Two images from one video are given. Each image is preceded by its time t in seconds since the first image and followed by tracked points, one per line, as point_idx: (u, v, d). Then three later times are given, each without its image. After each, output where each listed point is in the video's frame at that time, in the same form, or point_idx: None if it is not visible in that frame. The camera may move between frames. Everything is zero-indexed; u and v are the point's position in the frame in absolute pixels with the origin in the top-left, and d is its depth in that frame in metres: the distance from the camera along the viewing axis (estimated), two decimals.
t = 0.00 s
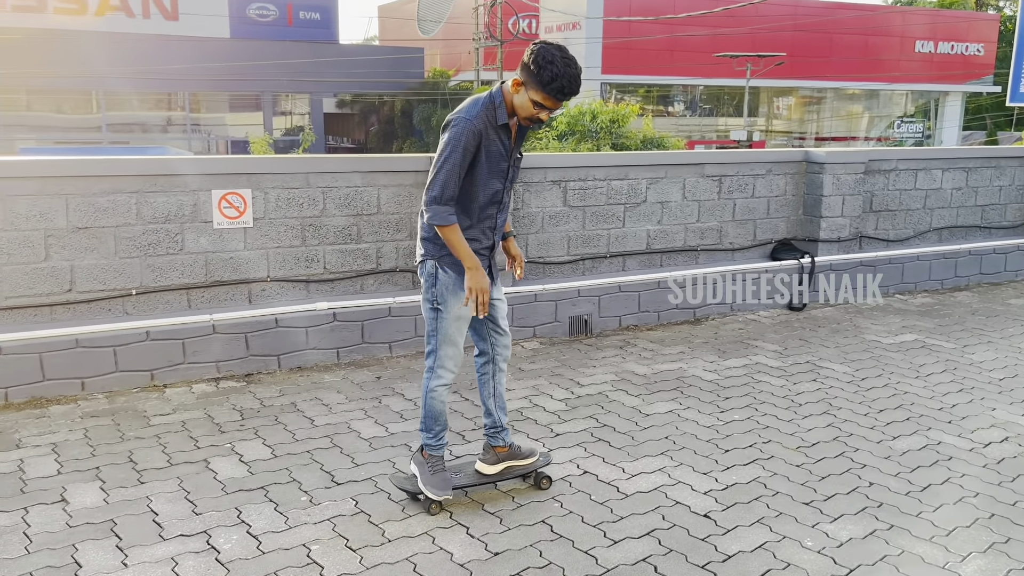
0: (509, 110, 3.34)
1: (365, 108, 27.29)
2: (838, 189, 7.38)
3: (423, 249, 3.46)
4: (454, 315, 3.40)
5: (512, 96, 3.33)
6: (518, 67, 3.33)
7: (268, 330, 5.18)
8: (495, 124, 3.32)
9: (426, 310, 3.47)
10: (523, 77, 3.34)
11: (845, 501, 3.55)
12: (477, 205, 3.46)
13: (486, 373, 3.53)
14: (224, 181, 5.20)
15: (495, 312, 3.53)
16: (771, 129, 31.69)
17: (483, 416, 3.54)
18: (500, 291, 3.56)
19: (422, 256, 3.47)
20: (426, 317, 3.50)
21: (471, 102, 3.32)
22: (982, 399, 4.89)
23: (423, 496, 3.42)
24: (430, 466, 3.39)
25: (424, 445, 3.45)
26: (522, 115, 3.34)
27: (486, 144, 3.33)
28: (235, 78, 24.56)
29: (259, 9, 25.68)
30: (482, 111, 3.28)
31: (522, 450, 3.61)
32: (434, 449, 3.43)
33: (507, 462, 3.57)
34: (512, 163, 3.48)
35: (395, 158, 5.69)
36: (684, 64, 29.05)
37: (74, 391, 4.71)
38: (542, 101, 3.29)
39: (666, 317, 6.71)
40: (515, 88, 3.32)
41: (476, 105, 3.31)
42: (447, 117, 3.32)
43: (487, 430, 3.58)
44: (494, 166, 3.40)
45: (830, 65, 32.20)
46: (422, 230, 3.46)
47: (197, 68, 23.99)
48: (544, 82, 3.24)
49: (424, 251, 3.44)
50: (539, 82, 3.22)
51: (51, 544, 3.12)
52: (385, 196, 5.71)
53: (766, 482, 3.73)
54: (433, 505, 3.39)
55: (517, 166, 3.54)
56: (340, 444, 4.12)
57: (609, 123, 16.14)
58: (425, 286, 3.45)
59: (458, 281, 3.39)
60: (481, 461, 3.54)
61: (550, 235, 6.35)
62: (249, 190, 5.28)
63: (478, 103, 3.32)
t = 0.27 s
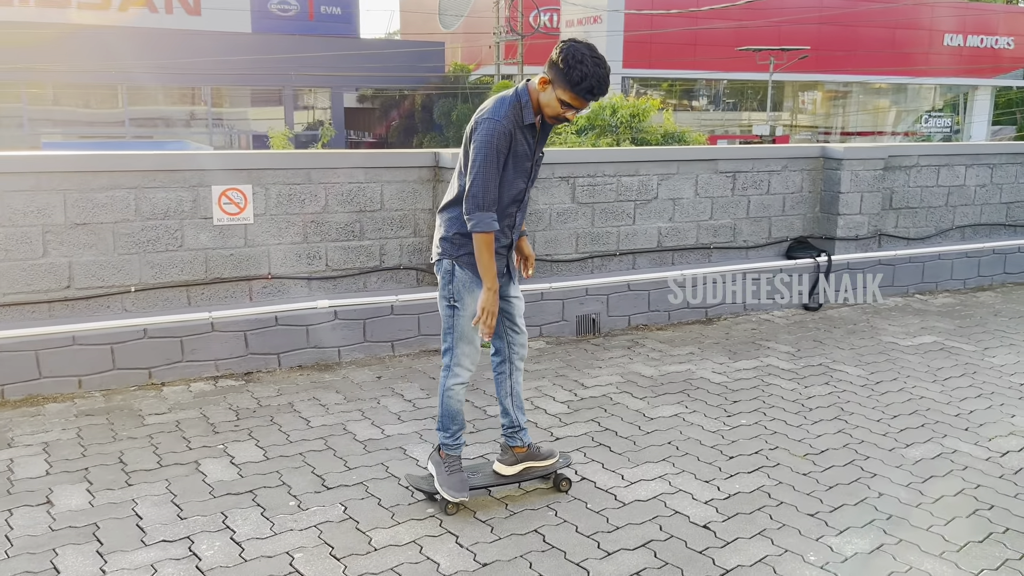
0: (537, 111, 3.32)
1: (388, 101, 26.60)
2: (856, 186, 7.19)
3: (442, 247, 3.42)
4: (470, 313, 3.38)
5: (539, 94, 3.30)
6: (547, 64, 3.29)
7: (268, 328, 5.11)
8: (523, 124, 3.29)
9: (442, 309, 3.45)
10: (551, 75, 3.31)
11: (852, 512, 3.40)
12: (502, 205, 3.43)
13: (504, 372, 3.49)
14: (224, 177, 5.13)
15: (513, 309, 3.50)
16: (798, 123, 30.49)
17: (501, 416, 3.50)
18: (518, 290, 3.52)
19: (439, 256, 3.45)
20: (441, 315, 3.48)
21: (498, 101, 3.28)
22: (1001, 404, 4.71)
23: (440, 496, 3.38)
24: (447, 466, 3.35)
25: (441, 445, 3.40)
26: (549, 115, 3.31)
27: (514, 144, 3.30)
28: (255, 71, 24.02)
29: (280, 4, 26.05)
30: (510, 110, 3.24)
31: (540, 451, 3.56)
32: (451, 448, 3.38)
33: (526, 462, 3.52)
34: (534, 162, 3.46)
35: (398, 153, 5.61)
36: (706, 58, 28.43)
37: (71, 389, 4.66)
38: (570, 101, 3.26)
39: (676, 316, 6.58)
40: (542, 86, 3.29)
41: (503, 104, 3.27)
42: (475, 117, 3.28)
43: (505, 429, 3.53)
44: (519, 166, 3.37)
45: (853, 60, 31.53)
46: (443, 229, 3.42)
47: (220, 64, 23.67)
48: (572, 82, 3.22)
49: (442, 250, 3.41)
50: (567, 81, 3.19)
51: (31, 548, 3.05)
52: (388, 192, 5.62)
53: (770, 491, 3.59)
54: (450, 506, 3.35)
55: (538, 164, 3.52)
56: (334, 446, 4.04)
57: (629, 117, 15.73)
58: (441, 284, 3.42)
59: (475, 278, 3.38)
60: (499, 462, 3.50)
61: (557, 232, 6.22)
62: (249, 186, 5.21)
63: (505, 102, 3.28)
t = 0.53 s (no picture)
0: (548, 95, 3.28)
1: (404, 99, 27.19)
2: (867, 182, 7.04)
3: (455, 247, 3.36)
4: (487, 314, 3.31)
5: (547, 78, 3.28)
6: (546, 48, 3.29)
7: (263, 326, 5.07)
8: (529, 111, 3.25)
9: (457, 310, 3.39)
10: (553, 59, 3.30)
11: (847, 521, 3.30)
12: (509, 197, 3.37)
13: (522, 370, 3.43)
14: (219, 173, 5.09)
15: (530, 308, 3.44)
16: (817, 118, 30.00)
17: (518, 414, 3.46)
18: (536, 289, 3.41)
19: (451, 256, 3.40)
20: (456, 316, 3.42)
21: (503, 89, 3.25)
22: (1010, 409, 4.57)
23: (453, 492, 3.32)
24: (460, 463, 3.33)
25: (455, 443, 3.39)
26: (561, 94, 3.27)
27: (520, 132, 3.25)
28: (267, 66, 23.91)
29: None
30: (517, 97, 3.21)
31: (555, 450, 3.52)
32: (466, 447, 3.37)
33: (541, 460, 3.49)
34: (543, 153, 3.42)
35: (396, 149, 5.54)
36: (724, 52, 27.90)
37: (64, 385, 4.64)
38: (578, 72, 3.23)
39: (680, 315, 6.49)
40: (548, 70, 3.28)
41: (510, 91, 3.24)
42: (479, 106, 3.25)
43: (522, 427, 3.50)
44: (527, 157, 3.33)
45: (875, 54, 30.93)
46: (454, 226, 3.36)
47: (238, 58, 23.66)
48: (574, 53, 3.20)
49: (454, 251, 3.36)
50: (568, 48, 3.17)
51: (7, 550, 3.02)
52: (386, 188, 5.56)
53: (763, 498, 3.49)
54: (462, 502, 3.30)
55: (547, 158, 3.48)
56: (322, 447, 3.98)
57: (646, 112, 15.57)
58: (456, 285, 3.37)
59: (491, 279, 3.31)
60: (514, 459, 3.46)
61: (559, 229, 6.13)
62: (244, 182, 5.16)
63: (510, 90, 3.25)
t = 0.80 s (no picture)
0: (545, 76, 3.26)
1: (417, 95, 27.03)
2: (870, 180, 6.93)
3: (464, 244, 3.37)
4: (497, 311, 3.30)
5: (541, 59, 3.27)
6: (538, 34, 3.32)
7: (252, 324, 5.04)
8: (530, 101, 3.24)
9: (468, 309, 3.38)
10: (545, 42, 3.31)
11: (831, 527, 3.22)
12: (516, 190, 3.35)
13: (531, 369, 3.46)
14: (209, 170, 5.06)
15: (537, 306, 3.48)
16: (832, 113, 29.75)
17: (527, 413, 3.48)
18: (541, 287, 3.47)
19: (461, 254, 3.39)
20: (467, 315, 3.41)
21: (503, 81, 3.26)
22: (1008, 412, 4.47)
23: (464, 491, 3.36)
24: (471, 461, 3.34)
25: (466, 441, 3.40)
26: (557, 70, 3.23)
27: (522, 122, 3.24)
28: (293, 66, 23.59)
29: None
30: (518, 86, 3.20)
31: (566, 447, 3.53)
32: (476, 445, 3.38)
33: (552, 458, 3.50)
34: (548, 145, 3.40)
35: (388, 146, 5.49)
36: (740, 47, 27.33)
37: (51, 383, 4.63)
38: (567, 42, 3.19)
39: (678, 314, 6.41)
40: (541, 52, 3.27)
41: (510, 82, 3.24)
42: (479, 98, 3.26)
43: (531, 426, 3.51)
44: (531, 148, 3.31)
45: (893, 48, 30.42)
46: (461, 223, 3.36)
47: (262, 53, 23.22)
48: (561, 24, 3.19)
49: (464, 248, 3.36)
50: (552, 19, 3.18)
51: None
52: (378, 185, 5.51)
53: (746, 504, 3.42)
54: (473, 500, 3.34)
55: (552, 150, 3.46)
56: (304, 447, 3.94)
57: (657, 108, 15.62)
58: (466, 283, 3.37)
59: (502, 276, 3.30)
60: (525, 457, 3.47)
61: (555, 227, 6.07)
62: (234, 178, 5.12)
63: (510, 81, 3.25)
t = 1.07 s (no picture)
0: (542, 76, 3.35)
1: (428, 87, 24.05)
2: (867, 178, 6.85)
3: (460, 242, 3.39)
4: (491, 308, 3.34)
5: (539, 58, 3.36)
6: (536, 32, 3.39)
7: (237, 324, 5.02)
8: (528, 97, 3.33)
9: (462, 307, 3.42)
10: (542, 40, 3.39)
11: (807, 534, 3.18)
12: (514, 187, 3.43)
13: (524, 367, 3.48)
14: (194, 169, 5.04)
15: (531, 304, 3.49)
16: (844, 109, 28.83)
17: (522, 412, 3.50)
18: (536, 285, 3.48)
19: (456, 252, 3.42)
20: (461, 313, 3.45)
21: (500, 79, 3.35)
22: (999, 416, 4.40)
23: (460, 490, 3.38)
24: (466, 459, 3.37)
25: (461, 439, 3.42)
26: (553, 69, 3.32)
27: (518, 118, 3.32)
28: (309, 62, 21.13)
29: None
30: (514, 85, 3.29)
31: (562, 448, 3.55)
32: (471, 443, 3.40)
33: (547, 458, 3.52)
34: (545, 143, 3.50)
35: (377, 145, 5.45)
36: (750, 43, 27.08)
37: (34, 382, 4.63)
38: (563, 42, 3.29)
39: (671, 314, 6.35)
40: (539, 51, 3.36)
41: (507, 80, 3.32)
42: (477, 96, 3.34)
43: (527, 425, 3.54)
44: (528, 145, 3.40)
45: (905, 45, 30.02)
46: (459, 222, 3.40)
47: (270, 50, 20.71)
48: (558, 25, 3.28)
49: (459, 246, 3.39)
50: (551, 21, 3.26)
51: None
52: (367, 184, 5.48)
53: (723, 509, 3.38)
54: (468, 499, 3.35)
55: (550, 149, 3.55)
56: (281, 449, 3.91)
57: (664, 104, 15.19)
58: (460, 281, 3.40)
59: (496, 272, 3.34)
60: (521, 457, 3.50)
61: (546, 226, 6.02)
62: (220, 177, 5.10)
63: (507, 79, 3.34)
